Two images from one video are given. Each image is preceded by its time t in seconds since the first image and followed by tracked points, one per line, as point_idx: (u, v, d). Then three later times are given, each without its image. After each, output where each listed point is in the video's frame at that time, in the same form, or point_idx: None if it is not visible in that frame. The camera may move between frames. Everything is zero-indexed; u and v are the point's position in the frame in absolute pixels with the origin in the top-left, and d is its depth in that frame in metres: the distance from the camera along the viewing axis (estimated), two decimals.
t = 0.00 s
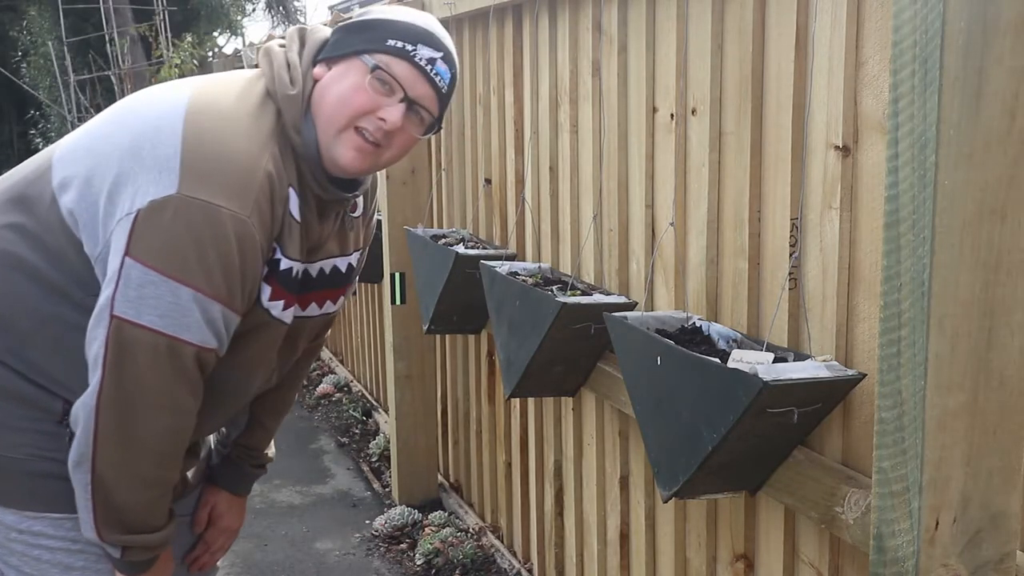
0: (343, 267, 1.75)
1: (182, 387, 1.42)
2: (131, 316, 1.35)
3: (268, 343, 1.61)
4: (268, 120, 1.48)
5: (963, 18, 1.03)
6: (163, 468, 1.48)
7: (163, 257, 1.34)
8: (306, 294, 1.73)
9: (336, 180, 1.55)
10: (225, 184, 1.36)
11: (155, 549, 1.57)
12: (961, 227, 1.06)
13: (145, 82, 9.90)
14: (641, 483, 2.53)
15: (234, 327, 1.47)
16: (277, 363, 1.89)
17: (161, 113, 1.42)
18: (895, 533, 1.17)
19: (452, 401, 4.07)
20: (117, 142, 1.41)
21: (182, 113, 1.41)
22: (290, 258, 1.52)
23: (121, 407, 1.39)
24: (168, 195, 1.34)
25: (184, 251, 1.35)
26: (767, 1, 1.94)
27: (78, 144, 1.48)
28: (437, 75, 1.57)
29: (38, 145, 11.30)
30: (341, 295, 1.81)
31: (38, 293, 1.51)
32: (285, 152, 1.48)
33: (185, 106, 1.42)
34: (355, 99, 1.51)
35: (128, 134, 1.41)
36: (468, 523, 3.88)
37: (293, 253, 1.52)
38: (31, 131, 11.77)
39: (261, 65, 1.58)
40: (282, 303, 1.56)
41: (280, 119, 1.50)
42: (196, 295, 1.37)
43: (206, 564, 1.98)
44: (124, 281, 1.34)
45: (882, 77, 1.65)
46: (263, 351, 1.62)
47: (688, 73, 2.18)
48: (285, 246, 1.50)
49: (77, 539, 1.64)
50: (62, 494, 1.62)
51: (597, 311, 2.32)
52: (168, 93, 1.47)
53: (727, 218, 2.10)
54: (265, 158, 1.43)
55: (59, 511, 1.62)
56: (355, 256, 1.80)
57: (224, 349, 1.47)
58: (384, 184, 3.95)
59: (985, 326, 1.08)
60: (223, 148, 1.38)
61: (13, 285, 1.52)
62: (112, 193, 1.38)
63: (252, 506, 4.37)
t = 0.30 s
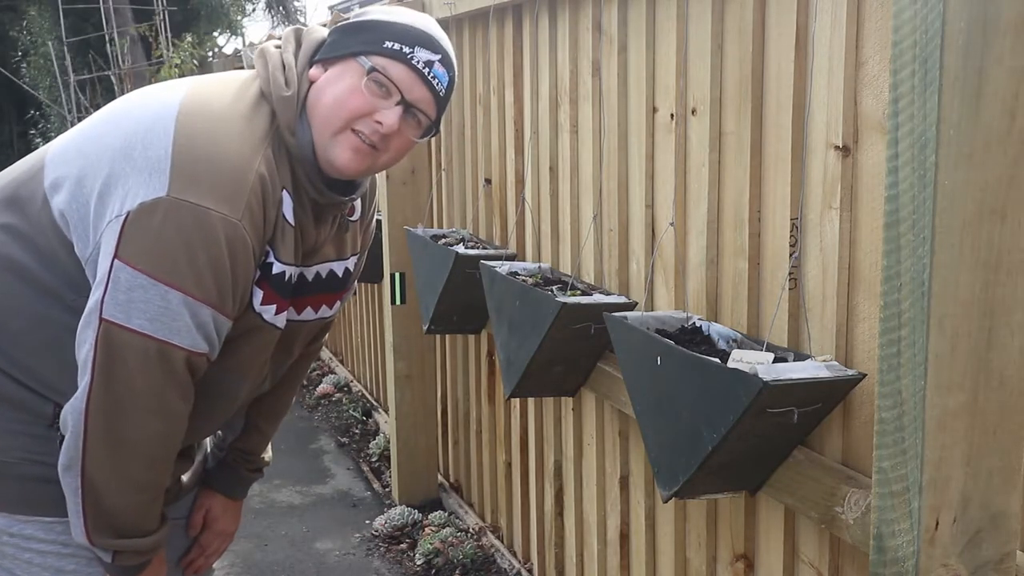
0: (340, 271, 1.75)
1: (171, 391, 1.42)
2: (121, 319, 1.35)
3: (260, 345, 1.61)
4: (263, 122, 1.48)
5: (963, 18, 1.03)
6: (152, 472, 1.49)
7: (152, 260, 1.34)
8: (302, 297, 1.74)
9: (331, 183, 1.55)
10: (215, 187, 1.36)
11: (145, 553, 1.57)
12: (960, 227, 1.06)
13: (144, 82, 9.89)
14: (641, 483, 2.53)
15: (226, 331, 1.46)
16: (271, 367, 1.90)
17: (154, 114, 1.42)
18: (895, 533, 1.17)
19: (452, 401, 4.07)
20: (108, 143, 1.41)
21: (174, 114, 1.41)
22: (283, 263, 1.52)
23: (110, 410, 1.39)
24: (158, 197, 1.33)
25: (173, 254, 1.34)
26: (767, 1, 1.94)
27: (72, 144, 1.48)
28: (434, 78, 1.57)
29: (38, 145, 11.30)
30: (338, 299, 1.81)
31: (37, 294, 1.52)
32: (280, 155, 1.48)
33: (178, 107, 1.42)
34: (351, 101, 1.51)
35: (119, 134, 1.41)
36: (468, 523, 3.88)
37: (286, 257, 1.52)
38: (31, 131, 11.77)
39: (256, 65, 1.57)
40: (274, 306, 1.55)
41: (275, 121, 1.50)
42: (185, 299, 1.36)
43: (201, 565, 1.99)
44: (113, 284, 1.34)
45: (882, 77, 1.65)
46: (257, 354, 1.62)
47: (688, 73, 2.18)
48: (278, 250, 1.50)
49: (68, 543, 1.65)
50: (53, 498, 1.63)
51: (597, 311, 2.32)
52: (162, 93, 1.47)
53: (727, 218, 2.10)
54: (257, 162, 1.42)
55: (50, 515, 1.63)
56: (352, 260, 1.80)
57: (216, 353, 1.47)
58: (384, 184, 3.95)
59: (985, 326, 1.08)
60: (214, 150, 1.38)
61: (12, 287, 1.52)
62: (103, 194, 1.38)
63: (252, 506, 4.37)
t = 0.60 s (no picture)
0: (345, 272, 1.76)
1: (174, 393, 1.43)
2: (123, 321, 1.35)
3: (263, 347, 1.61)
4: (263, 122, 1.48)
5: (963, 17, 1.03)
6: (156, 474, 1.49)
7: (153, 262, 1.34)
8: (306, 298, 1.74)
9: (335, 184, 1.55)
10: (217, 189, 1.36)
11: (149, 555, 1.57)
12: (961, 228, 1.06)
13: (144, 82, 9.89)
14: (641, 483, 2.53)
15: (229, 332, 1.46)
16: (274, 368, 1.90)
17: (155, 114, 1.42)
18: (895, 533, 1.17)
19: (452, 401, 4.07)
20: (111, 143, 1.41)
21: (177, 115, 1.41)
22: (286, 264, 1.52)
23: (113, 412, 1.39)
24: (160, 199, 1.33)
25: (176, 256, 1.34)
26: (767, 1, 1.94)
27: (74, 144, 1.48)
28: (439, 80, 1.58)
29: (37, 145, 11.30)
30: (342, 301, 1.82)
31: (38, 295, 1.53)
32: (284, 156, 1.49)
33: (180, 108, 1.42)
34: (355, 103, 1.51)
35: (122, 135, 1.41)
36: (468, 523, 3.88)
37: (289, 258, 1.52)
38: (30, 131, 11.78)
39: (260, 65, 1.57)
40: (278, 308, 1.55)
41: (278, 122, 1.50)
42: (188, 301, 1.37)
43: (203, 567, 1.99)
44: (115, 286, 1.34)
45: (882, 77, 1.65)
46: (261, 355, 1.62)
47: (688, 73, 2.18)
48: (281, 251, 1.50)
49: (72, 543, 1.64)
50: (58, 499, 1.63)
51: (597, 311, 2.32)
52: (164, 93, 1.47)
53: (727, 218, 2.10)
54: (259, 164, 1.42)
55: (54, 516, 1.63)
56: (357, 261, 1.80)
57: (219, 354, 1.47)
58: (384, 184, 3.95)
59: (985, 326, 1.08)
60: (216, 151, 1.38)
61: (13, 287, 1.52)
62: (106, 195, 1.38)
63: (252, 506, 4.37)
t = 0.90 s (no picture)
0: (346, 274, 1.76)
1: (175, 396, 1.43)
2: (125, 324, 1.35)
3: (266, 349, 1.61)
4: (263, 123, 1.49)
5: (963, 17, 1.03)
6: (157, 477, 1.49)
7: (155, 265, 1.34)
8: (308, 300, 1.74)
9: (337, 189, 1.55)
10: (219, 192, 1.36)
11: (150, 557, 1.57)
12: (960, 228, 1.06)
13: (145, 82, 9.89)
14: (641, 483, 2.53)
15: (230, 335, 1.46)
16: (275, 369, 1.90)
17: (157, 116, 1.42)
18: (895, 533, 1.17)
19: (452, 401, 4.07)
20: (113, 145, 1.41)
21: (179, 116, 1.41)
22: (288, 267, 1.52)
23: (114, 415, 1.39)
24: (161, 202, 1.33)
25: (177, 260, 1.34)
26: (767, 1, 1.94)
27: (76, 145, 1.48)
28: (442, 86, 1.58)
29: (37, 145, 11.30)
30: (344, 302, 1.82)
31: (38, 295, 1.53)
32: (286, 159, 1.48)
33: (181, 109, 1.42)
34: (357, 109, 1.51)
35: (123, 137, 1.41)
36: (468, 523, 3.88)
37: (292, 261, 1.52)
38: (31, 131, 11.78)
39: (263, 67, 1.58)
40: (280, 311, 1.55)
41: (280, 125, 1.50)
42: (190, 304, 1.37)
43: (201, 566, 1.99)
44: (117, 288, 1.34)
45: (882, 76, 1.65)
46: (262, 357, 1.62)
47: (688, 73, 2.18)
48: (284, 254, 1.50)
49: (74, 544, 1.64)
50: (59, 499, 1.63)
51: (597, 311, 2.32)
52: (166, 94, 1.47)
53: (727, 218, 2.10)
54: (261, 166, 1.42)
55: (55, 517, 1.63)
56: (358, 263, 1.80)
57: (221, 357, 1.47)
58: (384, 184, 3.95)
59: (985, 326, 1.08)
60: (218, 154, 1.38)
61: (13, 287, 1.52)
62: (107, 197, 1.38)
63: (253, 507, 4.37)
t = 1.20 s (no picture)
0: (345, 273, 1.76)
1: (174, 396, 1.42)
2: (122, 325, 1.35)
3: (265, 348, 1.61)
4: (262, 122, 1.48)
5: (963, 17, 1.03)
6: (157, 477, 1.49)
7: (153, 265, 1.34)
8: (307, 299, 1.74)
9: (335, 187, 1.55)
10: (217, 192, 1.36)
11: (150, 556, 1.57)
12: (961, 228, 1.06)
13: (145, 82, 9.89)
14: (641, 483, 2.53)
15: (228, 334, 1.46)
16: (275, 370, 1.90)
17: (154, 115, 1.42)
18: (895, 533, 1.17)
19: (452, 401, 4.07)
20: (109, 144, 1.41)
21: (176, 116, 1.41)
22: (286, 266, 1.52)
23: (112, 416, 1.39)
24: (158, 201, 1.33)
25: (175, 259, 1.34)
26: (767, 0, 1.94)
27: (73, 144, 1.48)
28: (440, 83, 1.59)
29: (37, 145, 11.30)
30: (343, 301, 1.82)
31: (37, 296, 1.53)
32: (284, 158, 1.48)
33: (178, 108, 1.42)
34: (355, 107, 1.51)
35: (120, 136, 1.41)
36: (468, 523, 3.88)
37: (290, 260, 1.52)
38: (31, 131, 11.78)
39: (261, 65, 1.57)
40: (278, 310, 1.55)
41: (278, 125, 1.50)
42: (187, 304, 1.36)
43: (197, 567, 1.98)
44: (114, 289, 1.34)
45: (882, 77, 1.65)
46: (262, 356, 1.62)
47: (688, 73, 2.18)
48: (281, 253, 1.50)
49: (74, 545, 1.64)
50: (58, 500, 1.63)
51: (597, 311, 2.32)
52: (163, 93, 1.47)
53: (727, 218, 2.10)
54: (259, 165, 1.42)
55: (55, 518, 1.63)
56: (357, 262, 1.80)
57: (219, 356, 1.47)
58: (384, 184, 3.95)
59: (985, 326, 1.08)
60: (215, 154, 1.38)
61: (12, 288, 1.52)
62: (104, 197, 1.38)
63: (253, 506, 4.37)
